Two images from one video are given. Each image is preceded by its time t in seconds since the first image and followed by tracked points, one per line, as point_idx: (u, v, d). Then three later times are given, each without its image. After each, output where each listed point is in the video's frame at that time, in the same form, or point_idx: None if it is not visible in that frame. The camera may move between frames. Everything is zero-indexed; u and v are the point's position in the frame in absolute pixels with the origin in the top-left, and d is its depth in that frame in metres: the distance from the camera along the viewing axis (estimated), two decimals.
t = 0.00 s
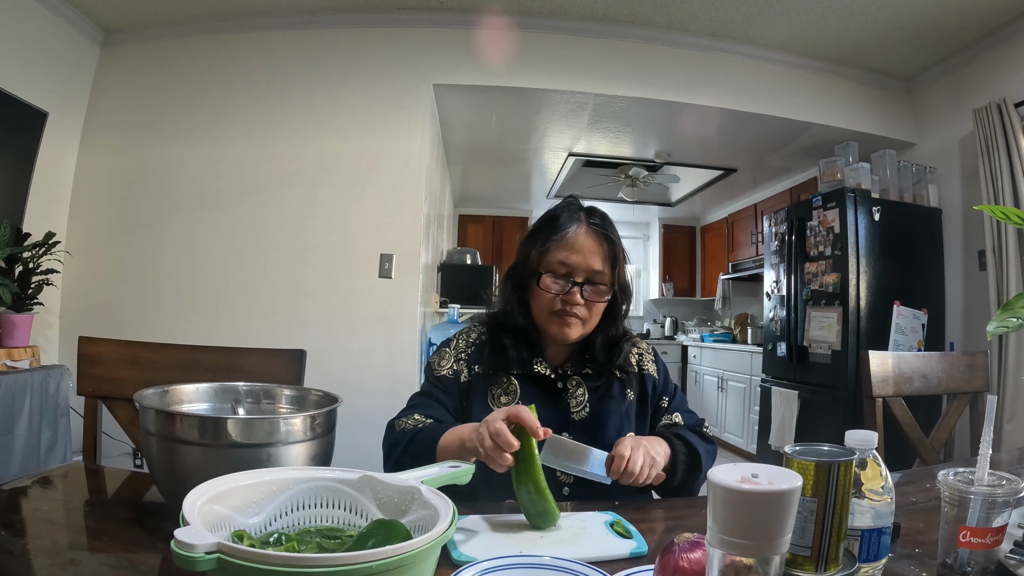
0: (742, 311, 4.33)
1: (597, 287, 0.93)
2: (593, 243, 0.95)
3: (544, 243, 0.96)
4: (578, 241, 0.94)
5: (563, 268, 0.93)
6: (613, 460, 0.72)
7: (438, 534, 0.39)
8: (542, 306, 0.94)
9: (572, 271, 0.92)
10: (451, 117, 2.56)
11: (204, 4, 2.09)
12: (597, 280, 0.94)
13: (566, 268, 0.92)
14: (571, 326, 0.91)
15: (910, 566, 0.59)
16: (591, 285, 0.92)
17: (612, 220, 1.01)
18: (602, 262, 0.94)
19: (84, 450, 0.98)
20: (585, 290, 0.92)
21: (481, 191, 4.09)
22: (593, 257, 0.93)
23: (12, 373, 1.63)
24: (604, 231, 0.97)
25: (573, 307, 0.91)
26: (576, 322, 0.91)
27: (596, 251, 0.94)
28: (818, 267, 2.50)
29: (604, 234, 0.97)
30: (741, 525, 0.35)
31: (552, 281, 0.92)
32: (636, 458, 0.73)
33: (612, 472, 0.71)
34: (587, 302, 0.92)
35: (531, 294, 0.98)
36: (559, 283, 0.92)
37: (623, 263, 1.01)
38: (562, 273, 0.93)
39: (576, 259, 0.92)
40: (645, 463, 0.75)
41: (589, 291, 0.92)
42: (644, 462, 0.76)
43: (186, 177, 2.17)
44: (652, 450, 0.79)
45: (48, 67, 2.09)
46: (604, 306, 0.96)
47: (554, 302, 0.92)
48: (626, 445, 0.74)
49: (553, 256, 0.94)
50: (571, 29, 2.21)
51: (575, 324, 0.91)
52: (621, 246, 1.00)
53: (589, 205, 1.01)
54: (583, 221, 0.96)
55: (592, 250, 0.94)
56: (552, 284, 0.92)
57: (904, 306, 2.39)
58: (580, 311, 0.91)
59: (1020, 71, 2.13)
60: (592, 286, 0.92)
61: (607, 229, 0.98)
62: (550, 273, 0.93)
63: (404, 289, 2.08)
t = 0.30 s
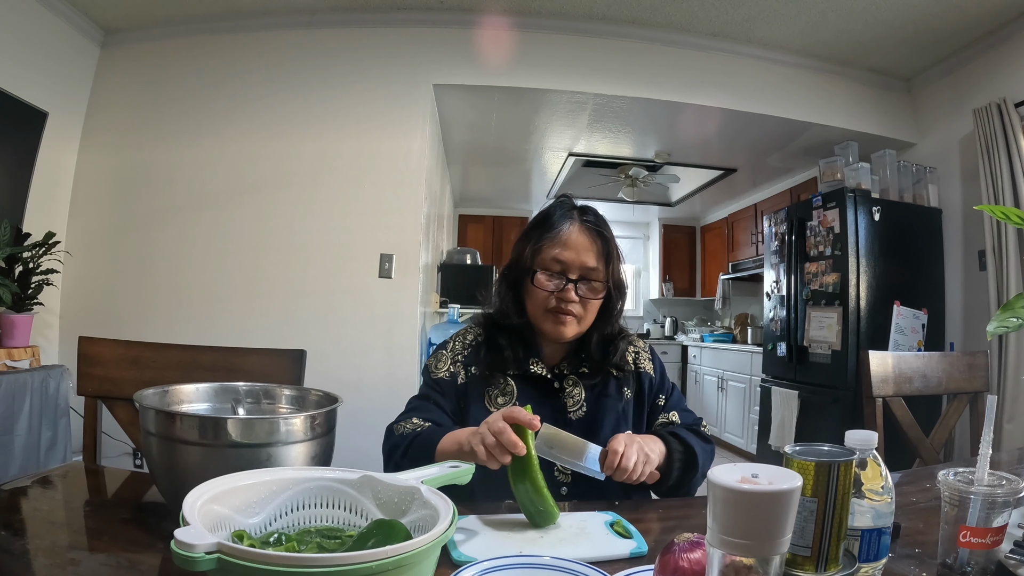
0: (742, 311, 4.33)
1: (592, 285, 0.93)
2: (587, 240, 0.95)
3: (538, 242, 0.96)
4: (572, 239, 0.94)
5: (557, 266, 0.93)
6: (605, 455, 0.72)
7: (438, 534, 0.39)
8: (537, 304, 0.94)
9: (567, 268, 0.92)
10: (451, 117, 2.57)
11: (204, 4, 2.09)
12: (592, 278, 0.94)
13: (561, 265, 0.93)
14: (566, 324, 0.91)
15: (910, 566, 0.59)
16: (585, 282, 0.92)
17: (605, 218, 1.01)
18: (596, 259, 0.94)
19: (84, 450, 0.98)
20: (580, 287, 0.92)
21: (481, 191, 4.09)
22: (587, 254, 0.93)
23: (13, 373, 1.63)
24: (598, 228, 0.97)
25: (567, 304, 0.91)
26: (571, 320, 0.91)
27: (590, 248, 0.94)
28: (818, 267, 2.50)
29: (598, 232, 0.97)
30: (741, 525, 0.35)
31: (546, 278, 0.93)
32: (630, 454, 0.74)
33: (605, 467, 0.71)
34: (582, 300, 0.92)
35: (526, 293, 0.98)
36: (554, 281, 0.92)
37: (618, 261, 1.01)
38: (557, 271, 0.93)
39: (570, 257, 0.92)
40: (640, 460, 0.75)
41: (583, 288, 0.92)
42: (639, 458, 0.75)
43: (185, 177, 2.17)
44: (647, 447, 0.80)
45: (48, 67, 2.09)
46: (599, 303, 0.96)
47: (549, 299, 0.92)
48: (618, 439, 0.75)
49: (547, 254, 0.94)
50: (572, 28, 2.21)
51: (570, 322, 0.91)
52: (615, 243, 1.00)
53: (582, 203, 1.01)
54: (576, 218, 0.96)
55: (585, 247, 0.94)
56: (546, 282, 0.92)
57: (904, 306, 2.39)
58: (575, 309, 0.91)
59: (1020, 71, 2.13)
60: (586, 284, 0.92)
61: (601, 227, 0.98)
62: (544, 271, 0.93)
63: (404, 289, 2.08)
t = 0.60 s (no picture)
0: (742, 311, 4.33)
1: (589, 285, 0.93)
2: (585, 241, 0.95)
3: (535, 243, 0.96)
4: (569, 240, 0.94)
5: (555, 267, 0.93)
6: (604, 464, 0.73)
7: (438, 534, 0.39)
8: (535, 305, 0.94)
9: (564, 270, 0.92)
10: (451, 117, 2.57)
11: (204, 4, 2.09)
12: (589, 278, 0.93)
13: (558, 266, 0.92)
14: (564, 325, 0.91)
15: (910, 566, 0.59)
16: (582, 283, 0.92)
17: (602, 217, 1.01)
18: (593, 259, 0.94)
19: (84, 450, 0.98)
20: (577, 288, 0.92)
21: (481, 191, 4.09)
22: (584, 255, 0.93)
23: (13, 373, 1.63)
24: (595, 228, 0.97)
25: (566, 305, 0.91)
26: (570, 321, 0.92)
27: (587, 249, 0.94)
28: (818, 267, 2.50)
29: (595, 232, 0.97)
30: (742, 525, 0.35)
31: (544, 279, 0.93)
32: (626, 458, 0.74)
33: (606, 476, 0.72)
34: (580, 301, 0.92)
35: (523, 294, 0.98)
36: (551, 282, 0.92)
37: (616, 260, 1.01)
38: (554, 272, 0.93)
39: (567, 257, 0.92)
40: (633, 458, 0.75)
41: (581, 289, 0.92)
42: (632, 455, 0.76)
43: (185, 177, 2.16)
44: (646, 447, 0.80)
45: (48, 67, 2.09)
46: (597, 304, 0.96)
47: (547, 301, 0.92)
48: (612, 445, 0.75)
49: (545, 255, 0.94)
50: (572, 28, 2.21)
51: (568, 323, 0.91)
52: (612, 243, 1.00)
53: (579, 203, 1.00)
54: (574, 219, 0.96)
55: (583, 247, 0.94)
56: (543, 284, 0.92)
57: (904, 306, 2.39)
58: (572, 310, 0.91)
59: (1020, 71, 2.13)
60: (584, 284, 0.92)
61: (598, 227, 0.98)
62: (541, 272, 0.93)
63: (404, 289, 2.08)
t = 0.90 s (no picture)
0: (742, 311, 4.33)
1: (589, 287, 0.93)
2: (585, 243, 0.95)
3: (535, 245, 0.96)
4: (569, 241, 0.94)
5: (555, 269, 0.93)
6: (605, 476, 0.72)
7: (438, 534, 0.39)
8: (536, 307, 0.94)
9: (564, 272, 0.92)
10: (451, 117, 2.57)
11: (204, 4, 2.09)
12: (589, 280, 0.94)
13: (558, 268, 0.92)
14: (564, 326, 0.92)
15: (910, 566, 0.59)
16: (583, 285, 0.92)
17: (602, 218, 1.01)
18: (593, 261, 0.94)
19: (84, 450, 0.98)
20: (577, 290, 0.92)
21: (481, 191, 4.09)
22: (584, 257, 0.93)
23: (13, 373, 1.63)
24: (595, 230, 0.97)
25: (566, 307, 0.91)
26: (570, 323, 0.92)
27: (588, 251, 0.94)
28: (818, 267, 2.50)
29: (595, 233, 0.96)
30: (742, 525, 0.35)
31: (544, 282, 0.93)
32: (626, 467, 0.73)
33: (611, 486, 0.72)
34: (580, 303, 0.92)
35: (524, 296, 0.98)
36: (551, 284, 0.92)
37: (616, 262, 1.01)
38: (554, 274, 0.93)
39: (567, 260, 0.92)
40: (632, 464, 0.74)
41: (581, 291, 0.92)
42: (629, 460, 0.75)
43: (185, 177, 2.16)
44: (650, 448, 0.79)
45: (49, 67, 2.09)
46: (598, 305, 0.96)
47: (547, 303, 0.92)
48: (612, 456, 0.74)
49: (545, 258, 0.94)
50: (572, 28, 2.21)
51: (568, 325, 0.92)
52: (612, 243, 1.00)
53: (579, 204, 1.00)
54: (574, 220, 0.96)
55: (583, 250, 0.94)
56: (543, 286, 0.92)
57: (904, 306, 2.39)
58: (572, 312, 0.92)
59: (1020, 71, 2.13)
60: (584, 286, 0.92)
61: (598, 228, 0.98)
62: (541, 274, 0.93)
63: (404, 289, 2.08)
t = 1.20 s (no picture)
0: (742, 311, 4.33)
1: (587, 287, 0.93)
2: (583, 243, 0.94)
3: (533, 245, 0.96)
4: (567, 241, 0.93)
5: (553, 269, 0.93)
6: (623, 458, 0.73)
7: (438, 534, 0.39)
8: (533, 307, 0.94)
9: (561, 272, 0.92)
10: (451, 117, 2.57)
11: (204, 4, 2.09)
12: (587, 280, 0.93)
13: (556, 268, 0.92)
14: (563, 326, 0.91)
15: (910, 566, 0.59)
16: (580, 285, 0.92)
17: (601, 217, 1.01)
18: (591, 261, 0.94)
19: (84, 450, 0.98)
20: (575, 290, 0.92)
21: (481, 191, 4.09)
22: (582, 257, 0.93)
23: (13, 373, 1.63)
24: (592, 230, 0.96)
25: (563, 307, 0.91)
26: (568, 322, 0.92)
27: (585, 250, 0.94)
28: (818, 267, 2.50)
29: (594, 234, 0.96)
30: (742, 524, 0.35)
31: (541, 281, 0.93)
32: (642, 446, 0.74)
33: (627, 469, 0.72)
34: (578, 302, 0.92)
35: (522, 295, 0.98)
36: (549, 284, 0.92)
37: (614, 262, 1.00)
38: (551, 274, 0.93)
39: (565, 260, 0.92)
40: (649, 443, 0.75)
41: (579, 291, 0.92)
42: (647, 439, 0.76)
43: (185, 177, 2.17)
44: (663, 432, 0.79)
45: (49, 67, 2.09)
46: (596, 305, 0.95)
47: (545, 303, 0.92)
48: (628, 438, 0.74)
49: (542, 257, 0.94)
50: (572, 29, 2.21)
51: (566, 324, 0.91)
52: (611, 243, 1.00)
53: (578, 204, 1.00)
54: (572, 220, 0.96)
55: (581, 249, 0.93)
56: (541, 285, 0.92)
57: (904, 306, 2.39)
58: (570, 311, 0.91)
59: (1020, 71, 2.13)
60: (581, 286, 0.92)
61: (596, 229, 0.98)
62: (539, 274, 0.93)
63: (404, 289, 2.08)
